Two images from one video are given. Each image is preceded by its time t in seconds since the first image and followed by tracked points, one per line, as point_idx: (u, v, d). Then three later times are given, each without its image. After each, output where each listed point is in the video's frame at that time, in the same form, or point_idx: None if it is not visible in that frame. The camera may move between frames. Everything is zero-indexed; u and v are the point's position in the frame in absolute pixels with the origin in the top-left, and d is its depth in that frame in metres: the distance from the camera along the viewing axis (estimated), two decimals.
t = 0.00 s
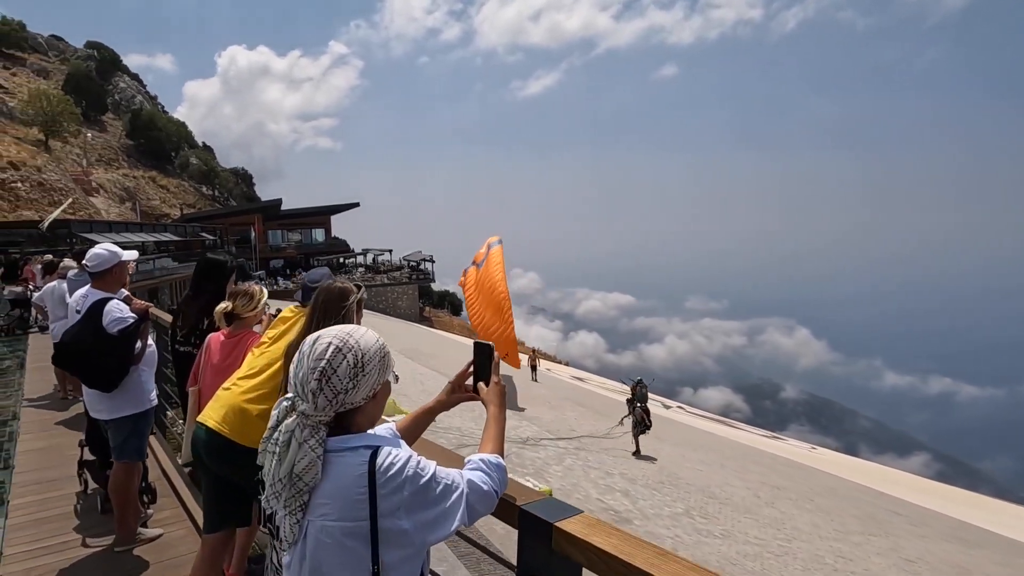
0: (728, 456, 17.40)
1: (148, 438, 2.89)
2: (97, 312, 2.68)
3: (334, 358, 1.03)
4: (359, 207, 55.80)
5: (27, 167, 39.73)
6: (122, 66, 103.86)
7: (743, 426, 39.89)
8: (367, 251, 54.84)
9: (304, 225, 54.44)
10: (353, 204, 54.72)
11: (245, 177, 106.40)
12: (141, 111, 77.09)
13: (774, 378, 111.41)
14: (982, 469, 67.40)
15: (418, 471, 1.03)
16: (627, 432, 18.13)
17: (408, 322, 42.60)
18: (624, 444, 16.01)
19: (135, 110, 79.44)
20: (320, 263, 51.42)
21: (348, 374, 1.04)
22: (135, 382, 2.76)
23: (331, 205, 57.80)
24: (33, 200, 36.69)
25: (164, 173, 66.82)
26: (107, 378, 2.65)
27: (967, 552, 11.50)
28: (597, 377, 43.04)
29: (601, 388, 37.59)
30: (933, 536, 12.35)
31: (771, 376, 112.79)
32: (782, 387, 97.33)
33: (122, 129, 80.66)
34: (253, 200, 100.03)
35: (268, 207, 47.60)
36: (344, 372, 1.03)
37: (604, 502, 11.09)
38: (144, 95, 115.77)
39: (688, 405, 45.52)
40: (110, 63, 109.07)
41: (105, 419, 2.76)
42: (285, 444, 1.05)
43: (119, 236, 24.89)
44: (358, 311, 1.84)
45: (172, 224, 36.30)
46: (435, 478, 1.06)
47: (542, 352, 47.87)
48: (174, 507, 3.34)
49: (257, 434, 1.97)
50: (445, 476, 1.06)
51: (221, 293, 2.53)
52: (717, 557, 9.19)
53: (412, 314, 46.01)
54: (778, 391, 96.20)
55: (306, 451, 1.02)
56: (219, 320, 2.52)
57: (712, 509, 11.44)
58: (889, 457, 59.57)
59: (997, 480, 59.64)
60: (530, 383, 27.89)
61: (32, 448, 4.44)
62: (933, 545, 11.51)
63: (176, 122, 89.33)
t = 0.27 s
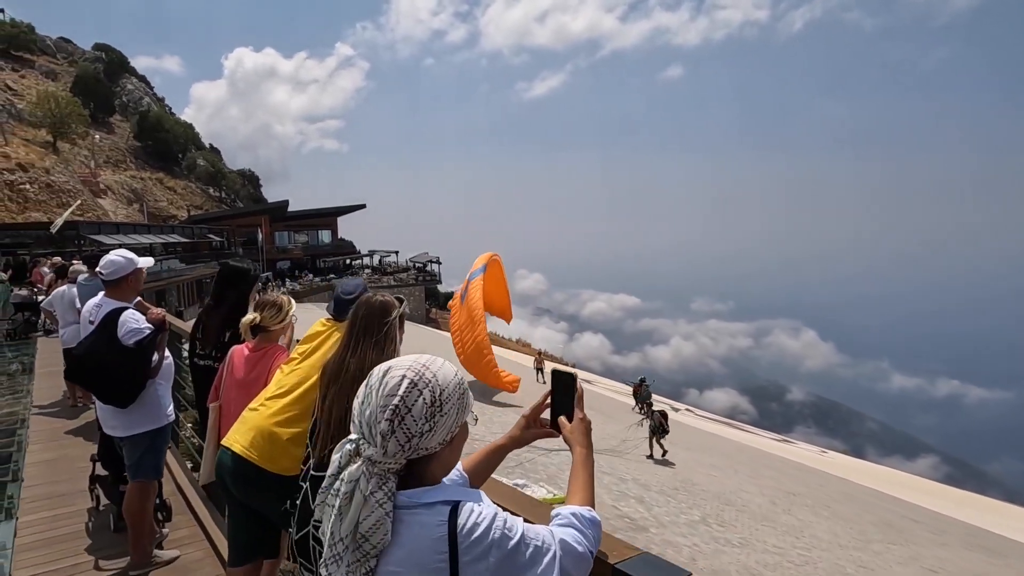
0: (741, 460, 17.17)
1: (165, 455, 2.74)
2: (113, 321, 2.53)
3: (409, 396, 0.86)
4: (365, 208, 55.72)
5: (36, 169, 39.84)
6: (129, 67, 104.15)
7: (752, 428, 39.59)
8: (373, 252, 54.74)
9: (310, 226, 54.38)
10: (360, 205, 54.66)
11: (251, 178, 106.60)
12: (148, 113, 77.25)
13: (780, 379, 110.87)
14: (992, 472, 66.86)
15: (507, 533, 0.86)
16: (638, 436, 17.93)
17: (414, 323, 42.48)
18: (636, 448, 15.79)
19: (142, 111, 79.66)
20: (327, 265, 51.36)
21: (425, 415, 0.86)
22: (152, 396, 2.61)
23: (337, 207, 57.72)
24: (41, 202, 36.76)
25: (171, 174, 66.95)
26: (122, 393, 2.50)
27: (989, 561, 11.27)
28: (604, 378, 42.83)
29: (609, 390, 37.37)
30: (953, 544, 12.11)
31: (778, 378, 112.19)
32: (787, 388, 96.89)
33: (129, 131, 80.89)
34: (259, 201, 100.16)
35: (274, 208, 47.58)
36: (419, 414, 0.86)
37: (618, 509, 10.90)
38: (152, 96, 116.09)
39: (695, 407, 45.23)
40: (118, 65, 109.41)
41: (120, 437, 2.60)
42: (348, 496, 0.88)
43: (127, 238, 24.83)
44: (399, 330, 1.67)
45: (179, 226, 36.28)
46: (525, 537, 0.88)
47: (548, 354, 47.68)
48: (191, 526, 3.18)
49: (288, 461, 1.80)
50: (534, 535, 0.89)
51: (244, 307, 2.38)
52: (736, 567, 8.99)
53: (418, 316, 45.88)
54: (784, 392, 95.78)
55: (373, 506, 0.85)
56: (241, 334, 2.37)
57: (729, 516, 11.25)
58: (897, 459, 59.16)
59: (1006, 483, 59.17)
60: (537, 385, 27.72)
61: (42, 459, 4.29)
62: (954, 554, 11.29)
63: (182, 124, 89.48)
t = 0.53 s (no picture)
0: (756, 463, 16.94)
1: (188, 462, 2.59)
2: (132, 318, 2.37)
3: (529, 401, 0.70)
4: (372, 209, 55.62)
5: (45, 170, 39.92)
6: (138, 70, 104.58)
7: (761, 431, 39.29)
8: (380, 254, 54.66)
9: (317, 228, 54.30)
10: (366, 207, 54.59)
11: (259, 180, 106.81)
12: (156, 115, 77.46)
13: (786, 382, 110.34)
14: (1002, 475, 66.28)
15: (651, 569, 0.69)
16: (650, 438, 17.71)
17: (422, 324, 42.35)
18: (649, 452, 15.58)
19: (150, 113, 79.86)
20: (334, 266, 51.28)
21: (548, 427, 0.71)
22: (175, 399, 2.46)
23: (344, 208, 57.67)
24: (50, 204, 36.83)
25: (179, 175, 67.06)
26: (144, 396, 2.35)
27: (1014, 568, 11.03)
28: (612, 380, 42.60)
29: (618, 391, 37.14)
30: (976, 550, 11.86)
31: (785, 380, 111.57)
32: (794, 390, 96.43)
33: (137, 132, 81.12)
34: (266, 203, 100.33)
35: (281, 209, 47.55)
36: (543, 421, 0.70)
37: (635, 514, 10.71)
38: (160, 99, 116.60)
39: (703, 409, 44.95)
40: (126, 67, 109.88)
41: (142, 442, 2.46)
42: (457, 527, 0.74)
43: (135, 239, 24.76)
44: (457, 324, 1.51)
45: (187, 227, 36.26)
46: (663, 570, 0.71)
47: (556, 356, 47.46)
48: (213, 535, 3.03)
49: (331, 471, 1.64)
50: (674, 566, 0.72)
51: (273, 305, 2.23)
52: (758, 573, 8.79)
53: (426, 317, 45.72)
54: (790, 394, 95.32)
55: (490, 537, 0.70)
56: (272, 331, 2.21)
57: (747, 521, 11.03)
58: (907, 462, 58.72)
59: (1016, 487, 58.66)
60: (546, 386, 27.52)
61: (55, 463, 4.15)
62: (978, 561, 11.04)
63: (190, 126, 89.72)
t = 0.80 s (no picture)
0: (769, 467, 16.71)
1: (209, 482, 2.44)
2: (153, 330, 2.24)
3: (693, 471, 0.67)
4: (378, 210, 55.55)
5: (53, 172, 40.00)
6: (145, 72, 105.01)
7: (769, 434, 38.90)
8: (386, 255, 54.54)
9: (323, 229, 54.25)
10: (372, 208, 54.52)
11: (265, 182, 106.92)
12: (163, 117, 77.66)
13: (791, 384, 109.77)
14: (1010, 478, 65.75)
15: None
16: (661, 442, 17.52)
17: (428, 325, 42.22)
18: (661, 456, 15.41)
19: (157, 115, 80.05)
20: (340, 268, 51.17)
21: (709, 516, 0.68)
22: (197, 416, 2.32)
23: (350, 209, 57.61)
24: (58, 206, 36.89)
25: (186, 177, 67.18)
26: (165, 413, 2.22)
27: None
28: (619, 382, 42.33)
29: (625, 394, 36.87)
30: (996, 558, 11.65)
31: (791, 382, 111.11)
32: (799, 392, 95.92)
33: (144, 134, 81.32)
34: (272, 203, 100.45)
35: (288, 211, 47.56)
36: (712, 501, 0.68)
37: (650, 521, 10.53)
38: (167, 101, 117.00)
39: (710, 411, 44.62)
40: (134, 71, 110.35)
41: (162, 460, 2.32)
42: None
43: (143, 240, 24.70)
44: (519, 346, 1.36)
45: (194, 228, 36.25)
46: None
47: (562, 358, 47.20)
48: (233, 555, 2.89)
49: (373, 506, 1.50)
50: None
51: (302, 317, 2.10)
52: None
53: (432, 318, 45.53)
54: (795, 396, 94.82)
55: None
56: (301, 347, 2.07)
57: (764, 529, 10.85)
58: (914, 464, 58.27)
59: None
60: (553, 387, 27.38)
61: (66, 475, 4.02)
62: (999, 569, 10.83)
63: (196, 127, 89.84)
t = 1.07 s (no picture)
0: (780, 471, 16.51)
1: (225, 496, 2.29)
2: (166, 334, 2.09)
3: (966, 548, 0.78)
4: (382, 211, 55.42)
5: (59, 173, 40.02)
6: (150, 73, 105.13)
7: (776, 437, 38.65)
8: (390, 256, 54.39)
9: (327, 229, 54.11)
10: (377, 209, 54.36)
11: (269, 182, 106.87)
12: (168, 117, 77.66)
13: (795, 386, 109.25)
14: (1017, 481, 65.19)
15: None
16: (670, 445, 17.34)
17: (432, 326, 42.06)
18: (672, 460, 15.23)
19: (162, 116, 80.10)
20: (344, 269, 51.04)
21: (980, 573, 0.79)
22: (212, 427, 2.17)
23: (355, 210, 57.53)
24: (64, 207, 36.88)
25: (190, 178, 67.16)
26: (179, 425, 2.06)
27: None
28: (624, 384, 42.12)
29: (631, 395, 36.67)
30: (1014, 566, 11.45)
31: (795, 385, 110.78)
32: (804, 394, 95.42)
33: (149, 135, 81.33)
34: (276, 204, 100.54)
35: (293, 212, 47.48)
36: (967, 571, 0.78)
37: (663, 527, 10.36)
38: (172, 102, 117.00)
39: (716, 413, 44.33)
40: (140, 71, 110.48)
41: (175, 476, 2.16)
42: None
43: (147, 241, 24.59)
44: (588, 356, 1.20)
45: (199, 229, 36.15)
46: None
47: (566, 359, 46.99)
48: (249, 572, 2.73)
49: (416, 536, 1.36)
50: None
51: (329, 323, 1.95)
52: None
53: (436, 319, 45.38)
54: (799, 398, 94.34)
55: None
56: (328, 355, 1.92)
57: (780, 535, 10.67)
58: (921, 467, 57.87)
59: None
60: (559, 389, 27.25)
61: (72, 483, 3.87)
62: None
63: (201, 128, 89.99)
